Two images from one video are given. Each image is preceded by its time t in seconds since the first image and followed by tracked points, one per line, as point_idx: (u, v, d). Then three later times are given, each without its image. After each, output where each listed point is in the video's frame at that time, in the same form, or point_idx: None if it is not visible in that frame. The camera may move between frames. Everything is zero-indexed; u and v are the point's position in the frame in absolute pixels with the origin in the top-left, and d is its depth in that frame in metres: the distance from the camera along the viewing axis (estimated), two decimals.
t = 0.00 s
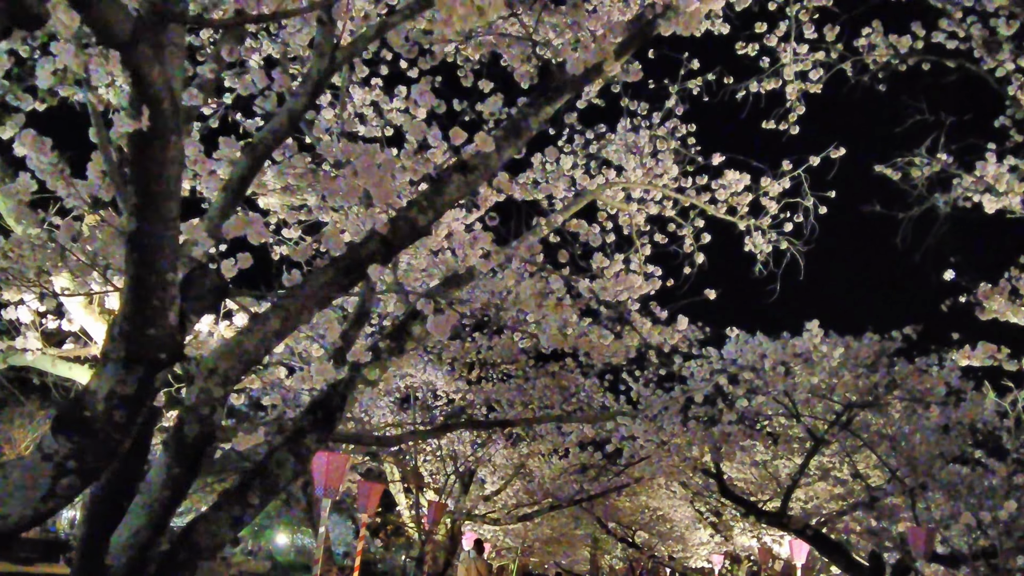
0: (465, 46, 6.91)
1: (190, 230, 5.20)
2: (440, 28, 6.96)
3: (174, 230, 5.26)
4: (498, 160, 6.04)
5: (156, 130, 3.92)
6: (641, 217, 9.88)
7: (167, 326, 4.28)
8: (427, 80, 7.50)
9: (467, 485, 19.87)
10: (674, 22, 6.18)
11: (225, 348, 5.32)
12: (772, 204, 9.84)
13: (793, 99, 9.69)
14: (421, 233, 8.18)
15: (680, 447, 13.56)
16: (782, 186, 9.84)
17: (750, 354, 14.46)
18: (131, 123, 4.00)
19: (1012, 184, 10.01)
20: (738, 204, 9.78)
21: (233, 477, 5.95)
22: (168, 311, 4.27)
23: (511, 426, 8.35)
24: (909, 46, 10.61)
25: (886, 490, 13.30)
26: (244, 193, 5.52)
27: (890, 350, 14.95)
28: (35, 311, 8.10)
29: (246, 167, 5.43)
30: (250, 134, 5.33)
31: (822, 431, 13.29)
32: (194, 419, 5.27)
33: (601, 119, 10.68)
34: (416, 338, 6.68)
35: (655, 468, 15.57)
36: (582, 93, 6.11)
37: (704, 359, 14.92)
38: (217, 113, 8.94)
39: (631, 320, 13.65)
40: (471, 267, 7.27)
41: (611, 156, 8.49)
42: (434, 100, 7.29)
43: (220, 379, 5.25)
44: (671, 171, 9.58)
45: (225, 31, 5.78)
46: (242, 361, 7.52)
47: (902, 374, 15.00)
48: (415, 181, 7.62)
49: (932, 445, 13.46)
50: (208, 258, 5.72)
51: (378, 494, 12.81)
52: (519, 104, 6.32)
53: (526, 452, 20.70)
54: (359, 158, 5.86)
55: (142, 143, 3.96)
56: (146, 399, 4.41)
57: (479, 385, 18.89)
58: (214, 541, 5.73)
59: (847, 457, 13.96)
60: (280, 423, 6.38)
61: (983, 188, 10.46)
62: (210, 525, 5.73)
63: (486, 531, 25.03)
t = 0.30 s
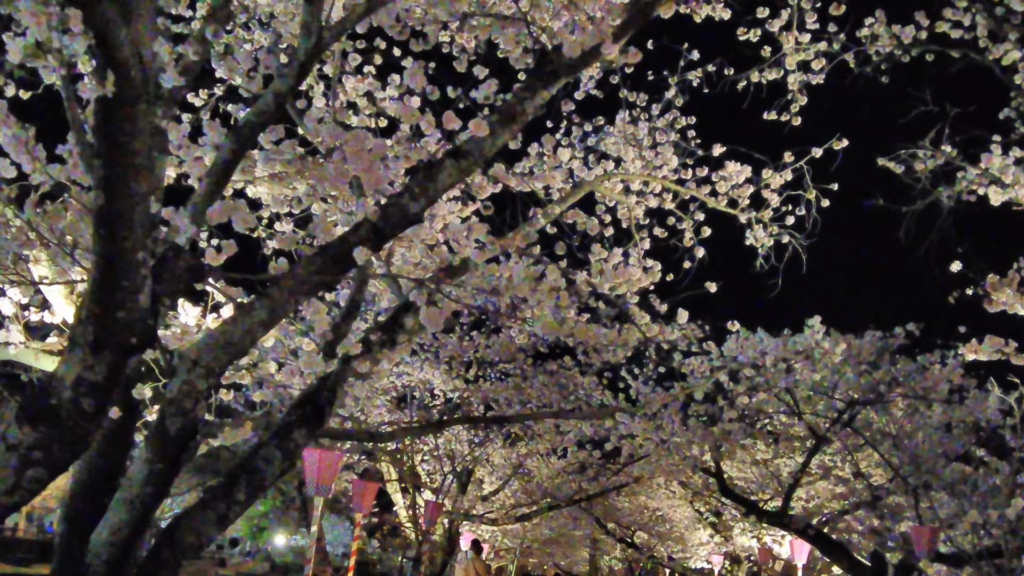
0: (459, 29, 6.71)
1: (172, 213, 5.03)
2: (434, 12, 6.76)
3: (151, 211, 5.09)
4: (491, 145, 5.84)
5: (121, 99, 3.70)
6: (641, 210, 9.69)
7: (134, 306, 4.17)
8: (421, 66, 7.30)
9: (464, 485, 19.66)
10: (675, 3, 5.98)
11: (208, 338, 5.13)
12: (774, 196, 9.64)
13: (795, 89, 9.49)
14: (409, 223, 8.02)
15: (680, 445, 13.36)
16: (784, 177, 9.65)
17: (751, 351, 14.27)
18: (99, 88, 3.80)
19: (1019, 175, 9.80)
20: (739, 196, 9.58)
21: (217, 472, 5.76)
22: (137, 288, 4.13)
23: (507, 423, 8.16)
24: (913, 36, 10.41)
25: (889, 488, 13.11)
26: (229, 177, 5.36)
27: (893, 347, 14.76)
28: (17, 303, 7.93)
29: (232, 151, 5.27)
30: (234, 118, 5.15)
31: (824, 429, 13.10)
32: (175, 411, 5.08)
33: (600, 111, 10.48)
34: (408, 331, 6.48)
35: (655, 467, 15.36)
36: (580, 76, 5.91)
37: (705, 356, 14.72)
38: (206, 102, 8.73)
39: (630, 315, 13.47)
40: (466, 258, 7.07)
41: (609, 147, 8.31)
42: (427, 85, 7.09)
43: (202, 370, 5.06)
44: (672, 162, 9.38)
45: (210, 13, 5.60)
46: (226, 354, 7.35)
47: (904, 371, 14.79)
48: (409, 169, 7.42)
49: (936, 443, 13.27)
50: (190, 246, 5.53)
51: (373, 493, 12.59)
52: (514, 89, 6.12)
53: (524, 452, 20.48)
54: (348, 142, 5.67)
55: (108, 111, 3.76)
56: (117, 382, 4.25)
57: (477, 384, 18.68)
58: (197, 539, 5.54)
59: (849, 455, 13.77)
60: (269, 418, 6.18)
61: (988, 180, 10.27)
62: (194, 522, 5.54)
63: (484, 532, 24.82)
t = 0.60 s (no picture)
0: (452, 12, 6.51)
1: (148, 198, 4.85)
2: None
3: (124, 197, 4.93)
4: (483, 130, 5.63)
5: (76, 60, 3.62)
6: (639, 202, 9.49)
7: (98, 285, 4.04)
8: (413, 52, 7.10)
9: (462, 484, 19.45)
10: None
11: (188, 327, 4.93)
12: (776, 188, 9.43)
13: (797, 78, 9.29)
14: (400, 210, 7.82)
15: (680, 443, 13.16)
16: (786, 170, 9.45)
17: (752, 347, 14.07)
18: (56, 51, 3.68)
19: None
20: (740, 188, 9.37)
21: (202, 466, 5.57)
22: (100, 271, 4.02)
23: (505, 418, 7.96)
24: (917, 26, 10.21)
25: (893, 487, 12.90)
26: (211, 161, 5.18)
27: (896, 344, 14.55)
28: None
29: (215, 132, 5.09)
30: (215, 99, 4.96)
31: (826, 428, 12.91)
32: (154, 405, 4.91)
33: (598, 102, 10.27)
34: (398, 323, 6.27)
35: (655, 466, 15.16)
36: (575, 60, 5.71)
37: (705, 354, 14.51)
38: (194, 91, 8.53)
39: (630, 311, 13.27)
40: (459, 248, 6.86)
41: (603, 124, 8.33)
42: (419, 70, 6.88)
43: (183, 361, 4.90)
44: (671, 153, 9.17)
45: None
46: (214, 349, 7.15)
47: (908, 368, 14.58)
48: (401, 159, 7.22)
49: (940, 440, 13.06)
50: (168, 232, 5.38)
51: (368, 491, 12.40)
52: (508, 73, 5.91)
53: (522, 451, 20.28)
54: (334, 126, 5.47)
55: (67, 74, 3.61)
56: (81, 371, 4.11)
57: (475, 382, 18.49)
58: (180, 537, 5.36)
59: (851, 454, 13.58)
60: (254, 413, 5.97)
61: (993, 173, 10.08)
62: (177, 520, 5.35)
63: (482, 531, 24.62)
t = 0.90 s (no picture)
0: None
1: (131, 183, 4.72)
2: None
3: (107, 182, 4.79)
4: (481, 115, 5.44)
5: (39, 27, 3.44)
6: (642, 194, 9.31)
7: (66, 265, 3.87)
8: (409, 36, 6.92)
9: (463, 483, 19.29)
10: None
11: (173, 320, 4.79)
12: (780, 180, 9.25)
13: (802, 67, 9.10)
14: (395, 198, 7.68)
15: (682, 440, 13.00)
16: (791, 161, 9.27)
17: (756, 343, 13.90)
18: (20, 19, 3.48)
19: None
20: (744, 179, 9.18)
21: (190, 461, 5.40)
22: (68, 255, 3.88)
23: (503, 413, 7.80)
24: (926, 15, 10.02)
25: (898, 486, 12.74)
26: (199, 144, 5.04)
27: (902, 341, 14.37)
28: None
29: (202, 116, 4.93)
30: (203, 80, 4.80)
31: (830, 425, 12.74)
32: (138, 397, 4.75)
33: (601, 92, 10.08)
34: (393, 314, 6.10)
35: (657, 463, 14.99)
36: (576, 42, 5.53)
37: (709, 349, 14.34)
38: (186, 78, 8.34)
39: (632, 306, 13.09)
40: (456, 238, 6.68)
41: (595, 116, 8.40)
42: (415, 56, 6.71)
43: (167, 352, 4.75)
44: (673, 144, 8.99)
45: None
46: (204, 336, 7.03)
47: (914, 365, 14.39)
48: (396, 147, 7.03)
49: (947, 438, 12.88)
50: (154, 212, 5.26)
51: (367, 488, 12.23)
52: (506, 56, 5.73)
53: (525, 450, 20.12)
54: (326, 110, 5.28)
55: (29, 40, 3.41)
56: (47, 356, 3.96)
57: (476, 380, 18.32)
58: (167, 535, 5.19)
59: (856, 452, 13.40)
60: (243, 406, 5.80)
61: (1002, 165, 9.91)
62: (163, 517, 5.19)
63: (485, 531, 24.45)
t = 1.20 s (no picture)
0: None
1: (118, 161, 4.55)
2: None
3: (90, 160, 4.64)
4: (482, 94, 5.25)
5: None
6: (646, 182, 9.12)
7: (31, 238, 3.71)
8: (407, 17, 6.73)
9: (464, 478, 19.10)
10: None
11: (160, 304, 4.62)
12: (788, 167, 9.05)
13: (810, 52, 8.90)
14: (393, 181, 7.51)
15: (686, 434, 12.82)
16: (798, 149, 9.07)
17: (761, 336, 13.72)
18: None
19: None
20: (751, 167, 8.98)
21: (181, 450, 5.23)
22: (31, 228, 3.72)
23: (505, 403, 7.61)
24: None
25: (905, 481, 12.54)
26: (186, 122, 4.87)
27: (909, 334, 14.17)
28: None
29: (190, 91, 4.76)
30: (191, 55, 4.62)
31: (837, 419, 12.55)
32: (123, 383, 4.58)
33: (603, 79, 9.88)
34: (390, 301, 5.91)
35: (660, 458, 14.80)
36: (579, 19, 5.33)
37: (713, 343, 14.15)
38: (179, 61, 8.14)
39: (634, 298, 12.90)
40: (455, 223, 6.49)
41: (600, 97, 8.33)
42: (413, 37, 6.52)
43: (154, 336, 4.59)
44: (678, 130, 8.79)
45: None
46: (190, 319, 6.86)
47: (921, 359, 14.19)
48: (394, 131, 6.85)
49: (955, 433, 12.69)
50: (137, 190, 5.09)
51: (365, 482, 12.04)
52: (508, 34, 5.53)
53: (526, 445, 19.93)
54: (319, 88, 5.10)
55: None
56: (13, 336, 3.76)
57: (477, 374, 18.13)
58: (155, 527, 5.02)
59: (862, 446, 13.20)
60: (235, 396, 5.62)
61: (1013, 153, 9.71)
62: (151, 508, 5.02)
63: (486, 527, 24.26)
